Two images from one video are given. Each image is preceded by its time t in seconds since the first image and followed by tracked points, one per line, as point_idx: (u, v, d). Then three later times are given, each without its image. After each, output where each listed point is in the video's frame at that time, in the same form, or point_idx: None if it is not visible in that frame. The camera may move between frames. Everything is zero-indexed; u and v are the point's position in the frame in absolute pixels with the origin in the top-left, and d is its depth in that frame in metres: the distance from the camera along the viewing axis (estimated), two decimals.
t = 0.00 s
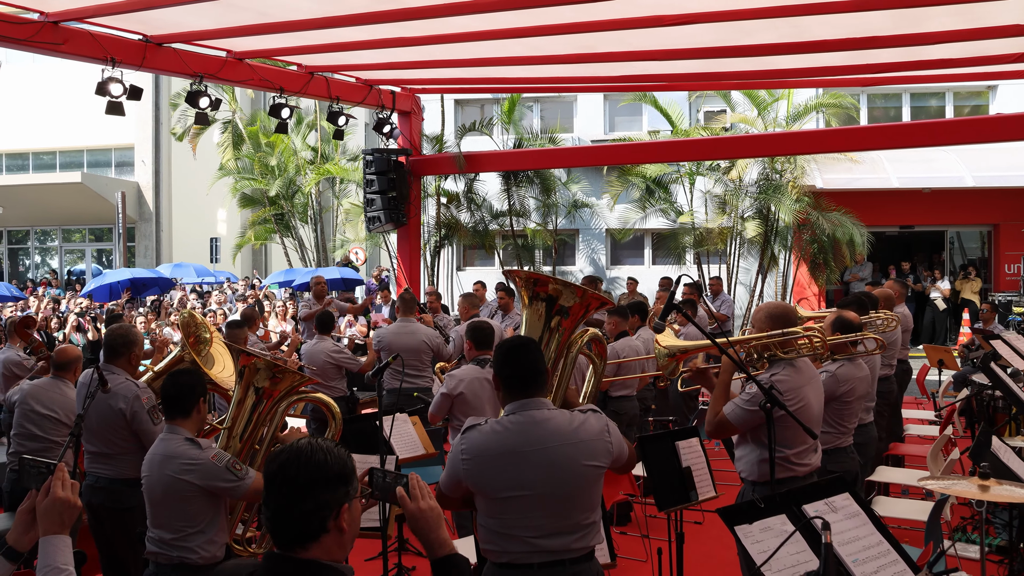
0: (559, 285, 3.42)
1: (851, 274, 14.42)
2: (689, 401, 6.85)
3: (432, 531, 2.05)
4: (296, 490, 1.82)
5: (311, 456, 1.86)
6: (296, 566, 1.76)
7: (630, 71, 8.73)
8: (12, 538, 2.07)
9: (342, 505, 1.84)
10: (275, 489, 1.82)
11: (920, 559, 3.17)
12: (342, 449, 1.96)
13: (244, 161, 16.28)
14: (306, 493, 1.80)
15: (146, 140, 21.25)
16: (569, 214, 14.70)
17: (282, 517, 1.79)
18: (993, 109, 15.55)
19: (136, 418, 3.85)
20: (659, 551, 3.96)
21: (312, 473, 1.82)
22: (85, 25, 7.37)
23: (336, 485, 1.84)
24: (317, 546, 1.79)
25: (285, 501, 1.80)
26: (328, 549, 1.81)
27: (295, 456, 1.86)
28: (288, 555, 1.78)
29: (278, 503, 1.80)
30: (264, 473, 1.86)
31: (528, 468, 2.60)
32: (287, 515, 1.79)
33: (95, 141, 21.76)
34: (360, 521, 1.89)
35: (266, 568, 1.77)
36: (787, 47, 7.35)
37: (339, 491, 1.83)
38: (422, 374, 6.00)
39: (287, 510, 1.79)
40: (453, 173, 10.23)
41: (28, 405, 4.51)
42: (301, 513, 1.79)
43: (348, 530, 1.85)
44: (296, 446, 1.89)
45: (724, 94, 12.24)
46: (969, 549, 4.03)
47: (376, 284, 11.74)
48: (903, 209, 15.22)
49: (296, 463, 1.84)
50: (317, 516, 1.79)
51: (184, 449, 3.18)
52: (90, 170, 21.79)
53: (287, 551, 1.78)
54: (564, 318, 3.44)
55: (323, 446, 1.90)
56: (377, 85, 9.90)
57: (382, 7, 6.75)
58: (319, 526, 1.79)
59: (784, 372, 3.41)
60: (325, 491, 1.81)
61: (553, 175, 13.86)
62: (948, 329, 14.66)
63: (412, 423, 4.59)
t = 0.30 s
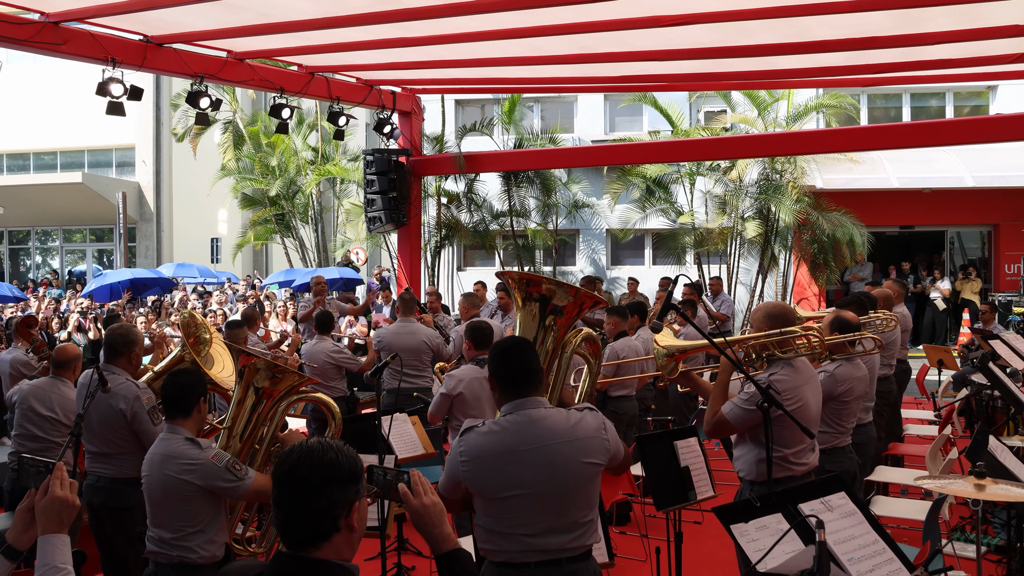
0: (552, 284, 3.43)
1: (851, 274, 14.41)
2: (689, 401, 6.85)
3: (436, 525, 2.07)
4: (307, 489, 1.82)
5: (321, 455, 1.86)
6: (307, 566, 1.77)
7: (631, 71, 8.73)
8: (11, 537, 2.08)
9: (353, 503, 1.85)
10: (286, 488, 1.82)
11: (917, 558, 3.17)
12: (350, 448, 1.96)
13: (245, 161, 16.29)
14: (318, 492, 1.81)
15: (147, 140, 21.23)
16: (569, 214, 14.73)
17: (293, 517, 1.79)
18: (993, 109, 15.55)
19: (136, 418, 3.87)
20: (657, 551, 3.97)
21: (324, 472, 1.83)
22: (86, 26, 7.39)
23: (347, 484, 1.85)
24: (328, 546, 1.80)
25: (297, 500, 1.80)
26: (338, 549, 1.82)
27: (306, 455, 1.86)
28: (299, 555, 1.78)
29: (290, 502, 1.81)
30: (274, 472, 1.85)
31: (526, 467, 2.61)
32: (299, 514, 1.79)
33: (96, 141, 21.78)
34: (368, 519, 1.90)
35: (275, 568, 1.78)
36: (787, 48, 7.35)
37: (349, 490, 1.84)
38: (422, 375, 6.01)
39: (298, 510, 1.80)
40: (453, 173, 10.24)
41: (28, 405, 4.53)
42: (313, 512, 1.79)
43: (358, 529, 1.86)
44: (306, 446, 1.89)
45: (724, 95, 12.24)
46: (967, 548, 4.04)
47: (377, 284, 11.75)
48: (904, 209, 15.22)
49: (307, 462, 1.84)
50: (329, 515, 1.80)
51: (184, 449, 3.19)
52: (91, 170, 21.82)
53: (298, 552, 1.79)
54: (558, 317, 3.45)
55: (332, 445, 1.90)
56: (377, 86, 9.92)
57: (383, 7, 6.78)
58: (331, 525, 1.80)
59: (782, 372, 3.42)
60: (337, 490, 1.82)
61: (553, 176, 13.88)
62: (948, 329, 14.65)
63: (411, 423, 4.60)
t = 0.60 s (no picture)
0: (553, 280, 3.41)
1: (852, 274, 14.42)
2: (689, 401, 6.86)
3: (438, 524, 2.07)
4: (317, 486, 1.83)
5: (331, 454, 1.87)
6: (316, 565, 1.77)
7: (631, 72, 8.74)
8: (11, 537, 2.09)
9: (363, 502, 1.87)
10: (297, 486, 1.82)
11: (915, 559, 3.18)
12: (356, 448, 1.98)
13: (246, 162, 16.29)
14: (329, 490, 1.82)
15: (147, 140, 21.28)
16: (570, 214, 14.75)
17: (304, 514, 1.80)
18: (994, 110, 15.54)
19: (136, 419, 3.88)
20: (656, 551, 3.98)
21: (334, 470, 1.84)
22: (86, 26, 7.40)
23: (357, 482, 1.86)
24: (337, 544, 1.81)
25: (308, 498, 1.81)
26: (348, 547, 1.82)
27: (316, 452, 1.87)
28: (309, 554, 1.78)
29: (301, 500, 1.81)
30: (283, 470, 1.85)
31: (524, 466, 2.62)
32: (311, 512, 1.80)
33: (97, 141, 21.80)
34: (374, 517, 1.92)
35: (281, 568, 1.77)
36: (786, 48, 7.36)
37: (360, 488, 1.86)
38: (422, 375, 6.02)
39: (309, 508, 1.80)
40: (454, 173, 10.25)
41: (28, 405, 4.54)
42: (325, 509, 1.80)
43: (366, 527, 1.87)
44: (316, 444, 1.90)
45: (724, 95, 12.23)
46: (965, 549, 4.05)
47: (377, 284, 11.76)
48: (904, 209, 15.22)
49: (318, 460, 1.85)
50: (341, 513, 1.81)
51: (184, 449, 3.20)
52: (92, 171, 21.83)
53: (307, 550, 1.79)
54: (558, 313, 3.43)
55: (342, 444, 1.92)
56: (378, 86, 9.92)
57: (383, 8, 6.79)
58: (343, 523, 1.81)
59: (779, 372, 3.43)
60: (349, 487, 1.84)
61: (553, 176, 13.90)
62: (948, 329, 14.65)
63: (411, 423, 4.61)
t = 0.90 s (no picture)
0: (555, 279, 3.39)
1: (853, 274, 14.41)
2: (690, 401, 6.85)
3: (430, 519, 2.08)
4: (312, 486, 1.83)
5: (326, 453, 1.87)
6: (310, 564, 1.77)
7: (631, 71, 8.73)
8: (7, 538, 2.09)
9: (357, 501, 1.87)
10: (292, 484, 1.82)
11: (914, 559, 3.18)
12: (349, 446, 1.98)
13: (247, 161, 16.27)
14: (324, 489, 1.82)
15: (148, 141, 21.30)
16: (571, 214, 14.75)
17: (300, 512, 1.80)
18: (995, 109, 15.51)
19: (135, 418, 3.88)
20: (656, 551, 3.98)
21: (329, 469, 1.84)
22: (86, 26, 7.41)
23: (351, 480, 1.87)
24: (332, 542, 1.81)
25: (304, 497, 1.81)
26: (342, 546, 1.82)
27: (311, 451, 1.87)
28: (304, 552, 1.78)
29: (296, 499, 1.81)
30: (278, 468, 1.85)
31: (524, 467, 2.62)
32: (306, 512, 1.80)
33: (98, 141, 21.81)
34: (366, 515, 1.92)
35: (276, 568, 1.77)
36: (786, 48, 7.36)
37: (355, 487, 1.86)
38: (422, 375, 6.02)
39: (304, 506, 1.80)
40: (454, 173, 10.24)
41: (28, 405, 4.54)
42: (320, 508, 1.80)
43: (359, 526, 1.88)
44: (312, 442, 1.89)
45: (725, 95, 12.21)
46: (965, 549, 4.04)
47: (378, 285, 11.74)
48: (905, 209, 15.21)
49: (312, 458, 1.85)
50: (336, 512, 1.81)
51: (183, 450, 3.20)
52: (93, 171, 21.85)
53: (302, 549, 1.78)
54: (560, 312, 3.42)
55: (337, 442, 1.91)
56: (378, 86, 9.92)
57: (382, 8, 6.80)
58: (337, 522, 1.81)
59: (777, 372, 3.42)
60: (344, 486, 1.84)
61: (554, 176, 13.90)
62: (949, 329, 14.63)
63: (411, 424, 4.61)
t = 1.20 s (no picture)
0: (557, 280, 3.38)
1: (854, 274, 14.39)
2: (691, 401, 6.84)
3: (416, 514, 2.10)
4: (300, 488, 1.82)
5: (312, 455, 1.86)
6: (297, 565, 1.77)
7: (633, 71, 8.72)
8: (7, 538, 2.08)
9: (344, 503, 1.87)
10: (278, 488, 1.82)
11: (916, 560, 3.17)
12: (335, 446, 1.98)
13: (248, 161, 16.25)
14: (311, 491, 1.81)
15: (149, 141, 21.31)
16: (572, 214, 14.73)
17: (287, 515, 1.79)
18: (996, 109, 15.50)
19: (136, 418, 3.89)
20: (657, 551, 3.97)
21: (316, 472, 1.83)
22: (87, 26, 7.42)
23: (338, 483, 1.86)
24: (320, 544, 1.80)
25: (291, 499, 1.80)
26: (330, 548, 1.82)
27: (298, 454, 1.86)
28: (291, 555, 1.78)
29: (283, 502, 1.80)
30: (265, 472, 1.84)
31: (523, 468, 2.62)
32: (293, 514, 1.79)
33: (99, 142, 21.80)
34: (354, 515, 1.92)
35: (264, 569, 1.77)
36: (786, 48, 7.36)
37: (342, 489, 1.86)
38: (423, 375, 6.01)
39: (291, 509, 1.80)
40: (455, 173, 10.22)
41: (29, 405, 4.55)
42: (307, 510, 1.80)
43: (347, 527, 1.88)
44: (298, 444, 1.89)
45: (726, 94, 12.19)
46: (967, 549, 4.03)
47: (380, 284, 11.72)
48: (906, 209, 15.18)
49: (300, 461, 1.85)
50: (323, 514, 1.81)
51: (184, 449, 3.20)
52: (94, 171, 21.85)
53: (291, 551, 1.78)
54: (562, 314, 3.41)
55: (324, 444, 1.91)
56: (379, 85, 9.92)
57: (382, 8, 6.80)
58: (325, 524, 1.81)
59: (779, 372, 3.41)
60: (332, 488, 1.84)
61: (556, 176, 13.91)
62: (950, 329, 14.61)
63: (413, 423, 4.61)
